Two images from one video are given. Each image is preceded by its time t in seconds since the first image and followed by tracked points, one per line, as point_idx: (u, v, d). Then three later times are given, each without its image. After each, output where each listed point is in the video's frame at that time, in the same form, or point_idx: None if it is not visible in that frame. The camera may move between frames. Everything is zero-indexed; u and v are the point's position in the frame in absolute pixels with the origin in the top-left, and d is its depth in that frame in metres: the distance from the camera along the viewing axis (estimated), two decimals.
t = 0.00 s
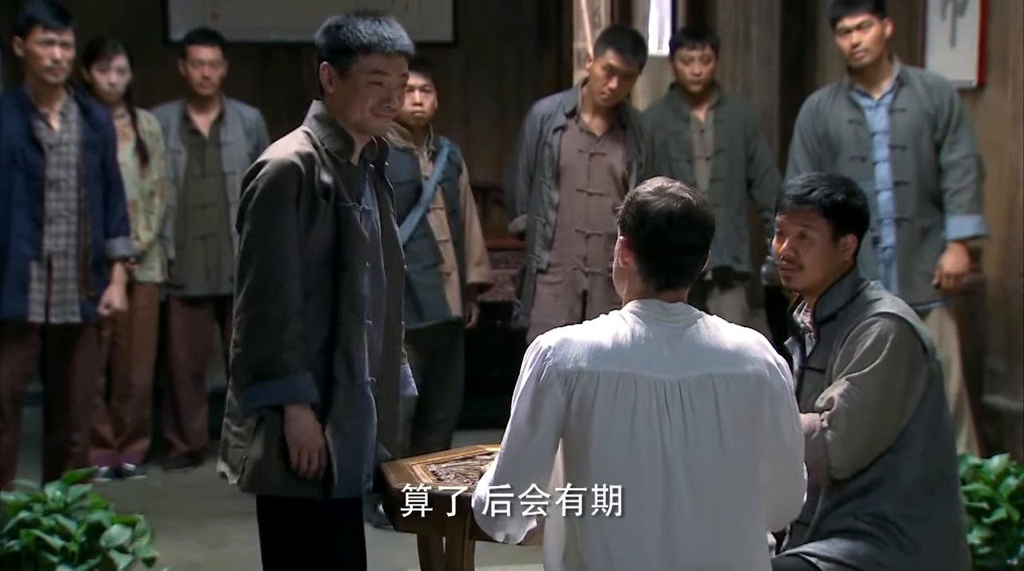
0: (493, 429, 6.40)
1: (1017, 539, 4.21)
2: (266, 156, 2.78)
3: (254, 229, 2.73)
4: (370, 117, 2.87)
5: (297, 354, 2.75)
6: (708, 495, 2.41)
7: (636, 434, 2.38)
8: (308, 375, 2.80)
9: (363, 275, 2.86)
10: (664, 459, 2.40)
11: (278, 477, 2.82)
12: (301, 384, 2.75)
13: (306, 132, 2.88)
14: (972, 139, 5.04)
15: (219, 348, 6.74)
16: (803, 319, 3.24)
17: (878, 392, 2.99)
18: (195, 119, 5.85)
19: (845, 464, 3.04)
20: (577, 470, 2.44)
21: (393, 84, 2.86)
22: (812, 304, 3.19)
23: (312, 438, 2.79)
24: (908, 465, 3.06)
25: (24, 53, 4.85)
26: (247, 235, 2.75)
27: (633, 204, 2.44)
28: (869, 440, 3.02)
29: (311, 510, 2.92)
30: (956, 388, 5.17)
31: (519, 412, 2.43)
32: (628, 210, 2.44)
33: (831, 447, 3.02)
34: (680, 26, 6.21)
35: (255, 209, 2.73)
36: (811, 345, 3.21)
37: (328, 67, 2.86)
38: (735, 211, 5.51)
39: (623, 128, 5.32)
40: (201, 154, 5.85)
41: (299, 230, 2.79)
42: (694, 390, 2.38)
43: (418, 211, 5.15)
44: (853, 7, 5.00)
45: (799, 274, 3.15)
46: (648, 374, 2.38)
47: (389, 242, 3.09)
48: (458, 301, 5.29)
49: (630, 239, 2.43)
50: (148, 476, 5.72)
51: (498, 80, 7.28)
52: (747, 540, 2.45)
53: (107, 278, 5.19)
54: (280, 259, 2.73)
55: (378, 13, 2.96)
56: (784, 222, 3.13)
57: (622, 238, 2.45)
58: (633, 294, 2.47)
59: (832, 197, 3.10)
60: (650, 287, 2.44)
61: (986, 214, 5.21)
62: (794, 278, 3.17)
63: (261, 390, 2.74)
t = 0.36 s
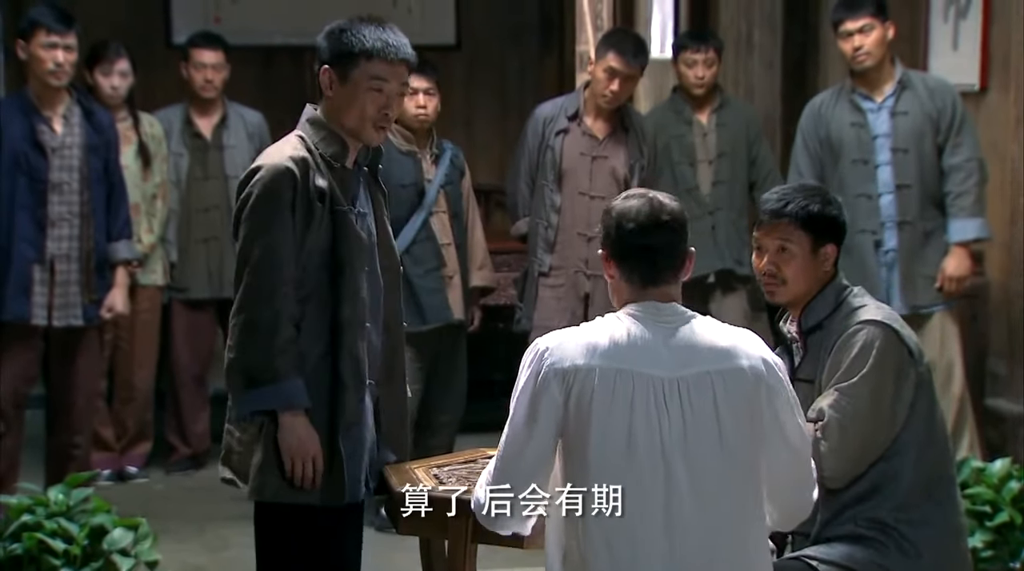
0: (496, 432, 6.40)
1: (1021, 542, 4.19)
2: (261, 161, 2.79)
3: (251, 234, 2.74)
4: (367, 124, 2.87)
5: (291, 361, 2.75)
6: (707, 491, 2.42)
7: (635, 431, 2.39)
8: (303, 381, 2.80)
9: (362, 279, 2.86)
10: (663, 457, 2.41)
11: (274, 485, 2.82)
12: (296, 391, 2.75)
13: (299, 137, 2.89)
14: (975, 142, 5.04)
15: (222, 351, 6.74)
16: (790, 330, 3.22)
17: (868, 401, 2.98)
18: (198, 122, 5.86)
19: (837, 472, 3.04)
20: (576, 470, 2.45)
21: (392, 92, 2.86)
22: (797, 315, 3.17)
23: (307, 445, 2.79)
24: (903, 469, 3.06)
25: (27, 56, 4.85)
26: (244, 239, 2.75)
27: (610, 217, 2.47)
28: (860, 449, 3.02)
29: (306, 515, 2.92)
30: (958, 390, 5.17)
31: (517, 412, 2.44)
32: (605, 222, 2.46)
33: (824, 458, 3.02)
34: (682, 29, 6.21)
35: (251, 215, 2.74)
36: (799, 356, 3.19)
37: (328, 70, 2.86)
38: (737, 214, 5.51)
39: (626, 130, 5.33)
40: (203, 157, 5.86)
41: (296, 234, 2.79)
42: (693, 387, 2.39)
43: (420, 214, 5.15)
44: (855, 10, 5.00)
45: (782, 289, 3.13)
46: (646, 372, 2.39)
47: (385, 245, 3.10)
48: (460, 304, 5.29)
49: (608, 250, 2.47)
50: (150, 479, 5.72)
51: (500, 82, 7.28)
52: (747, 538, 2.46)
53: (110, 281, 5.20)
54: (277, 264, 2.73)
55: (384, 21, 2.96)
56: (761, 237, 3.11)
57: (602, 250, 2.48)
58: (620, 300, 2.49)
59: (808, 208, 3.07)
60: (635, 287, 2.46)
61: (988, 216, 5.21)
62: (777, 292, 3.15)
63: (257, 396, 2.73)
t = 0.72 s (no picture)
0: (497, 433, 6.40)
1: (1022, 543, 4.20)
2: (270, 163, 2.81)
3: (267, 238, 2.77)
4: (373, 123, 2.90)
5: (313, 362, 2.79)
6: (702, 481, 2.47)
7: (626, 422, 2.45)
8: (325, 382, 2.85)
9: (372, 277, 2.91)
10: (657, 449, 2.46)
11: (294, 484, 2.85)
12: (320, 391, 2.79)
13: (304, 137, 2.89)
14: (976, 143, 5.04)
15: (223, 351, 6.74)
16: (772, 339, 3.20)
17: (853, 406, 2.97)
18: (198, 123, 5.84)
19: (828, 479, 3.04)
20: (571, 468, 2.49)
21: (397, 92, 2.89)
22: (776, 326, 3.14)
23: (330, 445, 2.82)
24: (894, 472, 3.06)
25: (29, 57, 4.85)
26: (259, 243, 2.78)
27: (602, 231, 2.54)
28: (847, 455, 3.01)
29: (319, 518, 2.94)
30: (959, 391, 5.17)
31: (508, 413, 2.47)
32: (598, 234, 2.53)
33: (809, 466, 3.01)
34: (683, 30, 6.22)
35: (266, 218, 2.76)
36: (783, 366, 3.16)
37: (331, 70, 2.88)
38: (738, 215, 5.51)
39: (627, 131, 5.33)
40: (204, 158, 5.85)
41: (310, 235, 2.82)
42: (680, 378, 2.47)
43: (421, 215, 5.15)
44: (856, 12, 5.00)
45: (757, 302, 3.09)
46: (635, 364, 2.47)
47: (386, 247, 3.10)
48: (461, 305, 5.29)
49: (600, 265, 2.55)
50: (152, 480, 5.72)
51: (501, 84, 7.28)
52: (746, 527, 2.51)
53: (112, 282, 5.20)
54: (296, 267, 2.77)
55: (380, 18, 2.98)
56: (733, 252, 3.06)
57: (592, 263, 2.56)
58: (603, 310, 2.57)
59: (779, 220, 3.02)
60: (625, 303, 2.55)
61: (989, 218, 5.21)
62: (754, 305, 3.11)
63: (283, 397, 2.77)
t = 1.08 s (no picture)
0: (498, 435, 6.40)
1: None
2: (275, 166, 2.82)
3: (275, 241, 2.78)
4: (375, 121, 2.92)
5: (328, 363, 2.81)
6: (712, 390, 2.32)
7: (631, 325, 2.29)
8: (338, 384, 2.87)
9: (378, 277, 2.93)
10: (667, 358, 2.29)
11: (307, 488, 2.88)
12: (334, 392, 2.81)
13: (306, 139, 2.89)
14: (978, 144, 5.04)
15: (224, 354, 6.74)
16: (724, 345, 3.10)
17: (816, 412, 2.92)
18: (200, 124, 5.84)
19: (802, 483, 3.01)
20: (574, 385, 2.32)
21: (396, 88, 2.92)
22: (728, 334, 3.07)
23: (344, 447, 2.85)
24: (871, 465, 3.01)
25: (31, 59, 4.85)
26: (267, 247, 2.79)
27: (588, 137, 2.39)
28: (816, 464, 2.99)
29: (330, 521, 2.96)
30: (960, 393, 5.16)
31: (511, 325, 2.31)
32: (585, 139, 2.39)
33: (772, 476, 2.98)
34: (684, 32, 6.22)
35: (273, 222, 2.78)
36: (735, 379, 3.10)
37: (330, 71, 2.90)
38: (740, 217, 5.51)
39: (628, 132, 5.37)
40: (205, 160, 5.84)
41: (318, 238, 2.83)
42: (683, 279, 2.33)
43: (422, 217, 5.15)
44: (858, 14, 5.01)
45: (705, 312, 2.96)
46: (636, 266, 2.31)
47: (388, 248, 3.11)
48: (462, 307, 5.28)
49: (590, 170, 2.40)
50: (153, 481, 5.71)
51: (502, 85, 7.28)
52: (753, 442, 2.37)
53: (114, 284, 5.20)
54: (305, 269, 2.78)
55: (372, 17, 3.01)
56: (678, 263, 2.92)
57: (582, 169, 2.41)
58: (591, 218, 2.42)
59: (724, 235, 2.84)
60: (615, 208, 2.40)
61: (990, 220, 5.21)
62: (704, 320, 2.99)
63: (298, 401, 2.80)
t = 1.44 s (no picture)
0: (502, 448, 6.40)
1: None
2: (275, 179, 2.84)
3: (275, 253, 2.80)
4: (378, 129, 2.94)
5: (327, 375, 2.82)
6: (687, 283, 2.48)
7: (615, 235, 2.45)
8: (338, 396, 2.87)
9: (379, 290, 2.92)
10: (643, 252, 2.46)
11: (306, 500, 2.89)
12: (333, 404, 2.82)
13: (309, 152, 2.92)
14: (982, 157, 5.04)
15: (228, 367, 6.74)
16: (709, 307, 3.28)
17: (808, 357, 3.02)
18: (204, 137, 5.85)
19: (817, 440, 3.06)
20: (558, 282, 2.49)
21: (395, 94, 2.94)
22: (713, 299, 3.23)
23: (344, 460, 2.85)
24: (853, 418, 3.17)
25: (37, 72, 4.87)
26: (267, 260, 2.81)
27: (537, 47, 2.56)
28: (822, 419, 3.04)
29: (333, 534, 2.96)
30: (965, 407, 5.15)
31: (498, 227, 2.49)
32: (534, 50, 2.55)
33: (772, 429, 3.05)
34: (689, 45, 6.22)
35: (273, 235, 2.80)
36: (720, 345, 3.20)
37: (330, 84, 2.93)
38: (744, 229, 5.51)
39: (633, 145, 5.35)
40: (210, 173, 5.84)
41: (318, 250, 2.84)
42: (663, 184, 2.49)
43: (426, 230, 5.15)
44: (862, 26, 5.01)
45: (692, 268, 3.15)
46: (615, 170, 2.48)
47: (394, 262, 3.11)
48: (466, 319, 5.28)
49: (545, 76, 2.55)
50: (157, 494, 5.71)
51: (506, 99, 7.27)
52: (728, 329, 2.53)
53: (118, 297, 5.17)
54: (304, 282, 2.80)
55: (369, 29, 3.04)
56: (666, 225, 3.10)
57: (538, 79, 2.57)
58: (562, 118, 2.58)
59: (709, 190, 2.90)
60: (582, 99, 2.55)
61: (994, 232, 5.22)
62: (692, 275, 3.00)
63: (296, 413, 2.80)
